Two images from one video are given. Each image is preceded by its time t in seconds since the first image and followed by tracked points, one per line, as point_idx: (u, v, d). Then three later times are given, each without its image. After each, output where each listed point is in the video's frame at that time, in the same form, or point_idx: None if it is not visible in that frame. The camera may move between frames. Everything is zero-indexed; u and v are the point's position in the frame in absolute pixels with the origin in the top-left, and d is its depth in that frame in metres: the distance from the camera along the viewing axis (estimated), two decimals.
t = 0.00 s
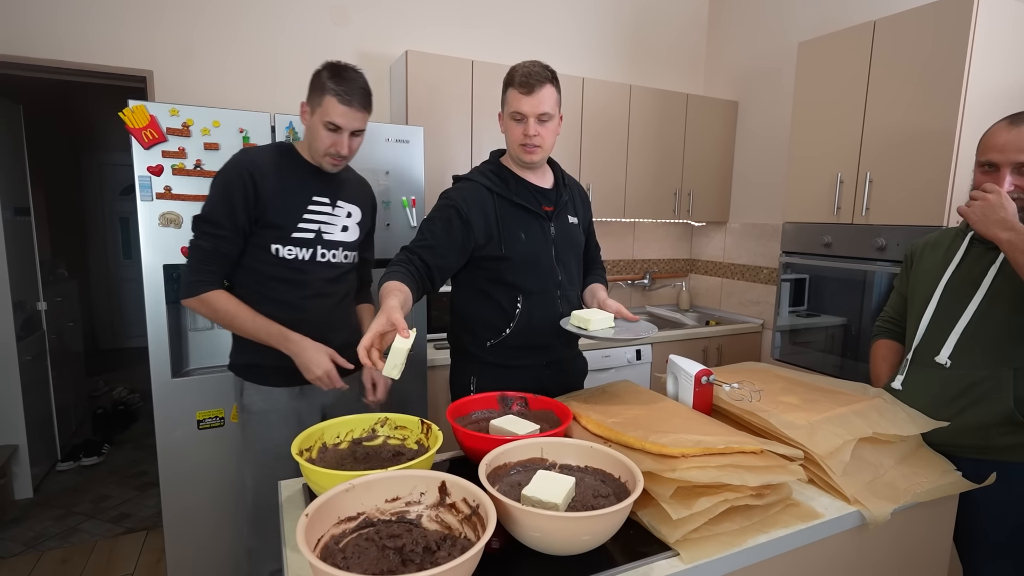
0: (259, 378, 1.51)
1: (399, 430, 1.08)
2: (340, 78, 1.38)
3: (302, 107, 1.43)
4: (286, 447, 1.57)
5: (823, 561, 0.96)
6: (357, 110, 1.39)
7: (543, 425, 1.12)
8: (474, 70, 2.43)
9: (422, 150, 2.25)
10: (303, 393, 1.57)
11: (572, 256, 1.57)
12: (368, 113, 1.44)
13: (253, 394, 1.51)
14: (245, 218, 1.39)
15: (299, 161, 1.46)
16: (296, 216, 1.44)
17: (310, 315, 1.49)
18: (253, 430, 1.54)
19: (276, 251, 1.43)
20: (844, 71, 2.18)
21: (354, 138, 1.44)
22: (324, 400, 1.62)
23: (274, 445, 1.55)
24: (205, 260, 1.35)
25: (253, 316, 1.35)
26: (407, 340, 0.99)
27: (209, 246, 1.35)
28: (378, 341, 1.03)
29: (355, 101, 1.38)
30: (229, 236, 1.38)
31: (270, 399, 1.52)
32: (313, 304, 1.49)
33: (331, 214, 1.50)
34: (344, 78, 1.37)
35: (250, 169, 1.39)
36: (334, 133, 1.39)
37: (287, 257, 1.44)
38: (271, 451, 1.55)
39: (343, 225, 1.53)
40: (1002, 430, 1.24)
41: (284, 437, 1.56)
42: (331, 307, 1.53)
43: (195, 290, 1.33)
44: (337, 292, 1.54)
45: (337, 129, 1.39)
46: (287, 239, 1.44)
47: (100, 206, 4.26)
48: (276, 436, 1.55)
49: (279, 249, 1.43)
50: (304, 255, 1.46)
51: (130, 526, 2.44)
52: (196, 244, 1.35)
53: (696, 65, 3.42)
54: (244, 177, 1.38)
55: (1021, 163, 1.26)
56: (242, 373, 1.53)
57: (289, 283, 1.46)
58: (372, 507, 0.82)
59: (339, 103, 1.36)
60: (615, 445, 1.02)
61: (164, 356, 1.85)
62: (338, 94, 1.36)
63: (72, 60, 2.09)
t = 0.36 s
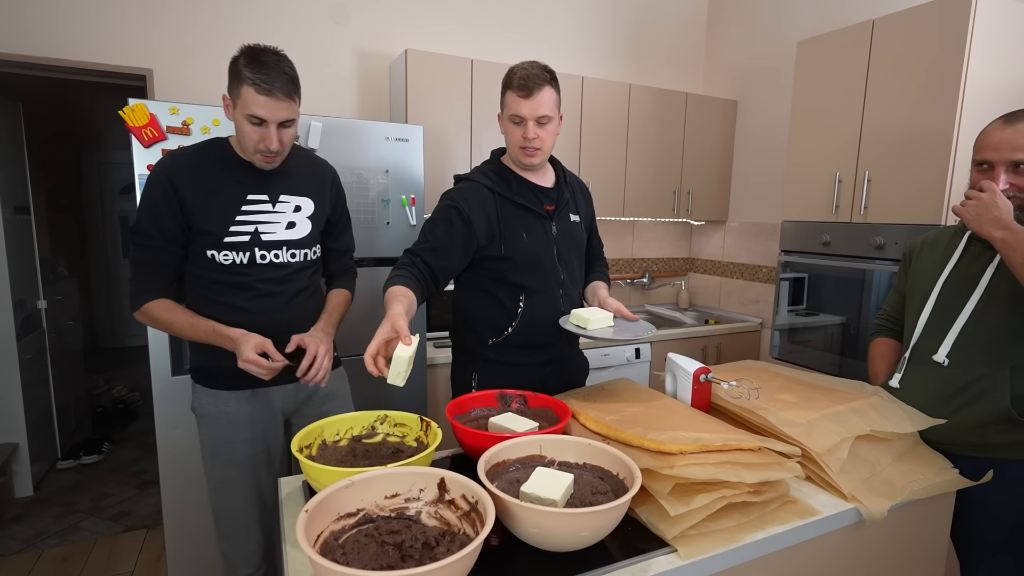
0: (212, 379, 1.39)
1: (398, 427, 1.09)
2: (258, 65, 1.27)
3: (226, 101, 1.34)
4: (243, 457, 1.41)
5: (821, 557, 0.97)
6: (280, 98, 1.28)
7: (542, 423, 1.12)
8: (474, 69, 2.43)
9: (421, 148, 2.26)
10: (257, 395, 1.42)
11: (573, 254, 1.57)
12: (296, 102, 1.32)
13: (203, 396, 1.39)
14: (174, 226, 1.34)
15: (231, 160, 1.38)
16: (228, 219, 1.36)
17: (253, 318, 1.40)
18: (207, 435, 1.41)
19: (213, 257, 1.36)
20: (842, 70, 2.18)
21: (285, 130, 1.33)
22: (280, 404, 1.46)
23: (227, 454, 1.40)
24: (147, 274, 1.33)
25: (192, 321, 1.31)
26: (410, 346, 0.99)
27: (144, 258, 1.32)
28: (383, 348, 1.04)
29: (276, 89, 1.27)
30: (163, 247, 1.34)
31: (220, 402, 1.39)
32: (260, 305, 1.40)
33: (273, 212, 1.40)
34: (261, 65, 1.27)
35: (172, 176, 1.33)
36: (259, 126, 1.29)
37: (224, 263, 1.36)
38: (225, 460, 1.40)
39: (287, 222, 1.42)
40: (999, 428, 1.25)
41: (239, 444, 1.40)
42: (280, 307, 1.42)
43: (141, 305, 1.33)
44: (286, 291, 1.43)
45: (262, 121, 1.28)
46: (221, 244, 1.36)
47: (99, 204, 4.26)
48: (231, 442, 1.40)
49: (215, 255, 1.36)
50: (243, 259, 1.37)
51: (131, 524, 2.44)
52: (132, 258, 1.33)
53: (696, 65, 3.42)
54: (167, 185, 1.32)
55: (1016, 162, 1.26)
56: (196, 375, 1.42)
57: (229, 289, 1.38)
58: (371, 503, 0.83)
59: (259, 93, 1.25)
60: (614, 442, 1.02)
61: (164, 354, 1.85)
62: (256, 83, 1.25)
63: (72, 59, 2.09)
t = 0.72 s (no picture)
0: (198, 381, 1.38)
1: (398, 427, 1.09)
2: (243, 74, 1.19)
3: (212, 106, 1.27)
4: (234, 459, 1.39)
5: (818, 555, 0.97)
6: (266, 111, 1.21)
7: (541, 422, 1.13)
8: (473, 69, 2.43)
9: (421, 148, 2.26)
10: (247, 398, 1.39)
11: (582, 254, 1.57)
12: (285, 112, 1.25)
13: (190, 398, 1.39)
14: (163, 228, 1.31)
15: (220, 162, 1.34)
16: (215, 223, 1.33)
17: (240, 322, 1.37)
18: (199, 438, 1.39)
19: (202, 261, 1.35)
20: (840, 70, 2.19)
21: (273, 140, 1.27)
22: (272, 407, 1.43)
23: (217, 457, 1.38)
24: (136, 275, 1.30)
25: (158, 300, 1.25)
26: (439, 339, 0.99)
27: (131, 259, 1.30)
28: (415, 345, 1.06)
29: (261, 102, 1.20)
30: (150, 249, 1.31)
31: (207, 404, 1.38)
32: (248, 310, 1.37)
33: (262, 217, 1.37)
34: (246, 75, 1.19)
35: (158, 177, 1.30)
36: (246, 138, 1.23)
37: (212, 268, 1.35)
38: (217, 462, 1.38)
39: (278, 227, 1.39)
40: (994, 427, 1.25)
41: (229, 448, 1.38)
42: (268, 313, 1.39)
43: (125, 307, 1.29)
44: (276, 296, 1.40)
45: (248, 134, 1.23)
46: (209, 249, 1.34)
47: (99, 205, 4.26)
48: (220, 446, 1.38)
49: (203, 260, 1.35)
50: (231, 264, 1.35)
51: (132, 523, 2.45)
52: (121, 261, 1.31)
53: (695, 64, 3.43)
54: (154, 186, 1.29)
55: (1005, 160, 1.27)
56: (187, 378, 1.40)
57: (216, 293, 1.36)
58: (371, 502, 0.83)
59: (244, 106, 1.19)
60: (613, 441, 1.03)
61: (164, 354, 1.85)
62: (240, 96, 1.18)
63: (72, 60, 2.10)
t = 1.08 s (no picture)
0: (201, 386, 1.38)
1: (397, 426, 1.10)
2: (315, 90, 1.11)
3: (268, 112, 1.18)
4: (238, 468, 1.39)
5: (815, 553, 0.98)
6: (332, 134, 1.14)
7: (539, 421, 1.13)
8: (471, 69, 2.44)
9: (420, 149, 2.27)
10: (254, 406, 1.38)
11: (593, 255, 1.56)
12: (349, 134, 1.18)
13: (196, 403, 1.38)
14: (186, 222, 1.23)
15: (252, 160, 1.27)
16: (240, 224, 1.26)
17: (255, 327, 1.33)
18: (206, 445, 1.40)
19: (219, 261, 1.27)
20: (838, 70, 2.19)
21: (329, 158, 1.20)
22: (281, 415, 1.42)
23: (224, 465, 1.38)
24: (154, 268, 1.21)
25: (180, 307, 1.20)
26: (493, 320, 1.18)
27: (147, 251, 1.21)
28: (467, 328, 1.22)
29: (331, 124, 1.12)
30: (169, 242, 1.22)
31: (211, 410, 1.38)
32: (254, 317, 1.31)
33: (288, 223, 1.31)
34: (318, 93, 1.10)
35: (190, 170, 1.23)
36: (303, 154, 1.16)
37: (229, 269, 1.27)
38: (223, 470, 1.38)
39: (302, 235, 1.33)
40: (990, 426, 1.25)
41: (235, 456, 1.38)
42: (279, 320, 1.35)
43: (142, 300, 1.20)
44: (291, 304, 1.35)
45: (308, 152, 1.15)
46: (229, 250, 1.26)
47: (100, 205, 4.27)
48: (225, 454, 1.38)
49: (220, 260, 1.27)
50: (249, 268, 1.28)
51: (132, 523, 2.46)
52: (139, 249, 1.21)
53: (693, 65, 3.43)
54: (183, 179, 1.22)
55: (994, 158, 1.29)
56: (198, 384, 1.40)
57: (230, 296, 1.29)
58: (371, 501, 0.84)
59: (312, 127, 1.11)
60: (611, 441, 1.03)
61: (162, 355, 1.85)
62: (310, 116, 1.10)
63: (71, 61, 2.10)
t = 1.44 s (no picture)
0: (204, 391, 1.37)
1: (395, 426, 1.10)
2: (355, 95, 1.09)
3: (306, 113, 1.17)
4: (234, 479, 1.33)
5: (812, 552, 0.98)
6: (369, 141, 1.13)
7: (537, 421, 1.14)
8: (469, 69, 2.44)
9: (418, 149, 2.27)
10: (259, 412, 1.34)
11: (602, 256, 1.55)
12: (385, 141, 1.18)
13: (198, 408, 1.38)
14: (212, 218, 1.23)
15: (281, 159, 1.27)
16: (264, 223, 1.25)
17: (272, 330, 1.31)
18: (208, 448, 1.36)
19: (239, 259, 1.26)
20: (836, 69, 2.20)
21: (363, 163, 1.20)
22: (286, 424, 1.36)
23: (220, 474, 1.33)
24: (180, 262, 1.21)
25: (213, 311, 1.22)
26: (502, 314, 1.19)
27: (175, 246, 1.21)
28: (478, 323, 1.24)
29: (369, 132, 1.11)
30: (196, 237, 1.22)
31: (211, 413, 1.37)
32: (269, 318, 1.30)
33: (312, 226, 1.30)
34: (359, 101, 1.09)
35: (221, 165, 1.23)
36: (338, 159, 1.16)
37: (249, 268, 1.27)
38: (220, 479, 1.33)
39: (325, 239, 1.32)
40: (986, 424, 1.26)
41: (233, 465, 1.33)
42: (294, 323, 1.33)
43: (167, 296, 1.19)
44: (305, 306, 1.34)
45: (344, 157, 1.15)
46: (250, 247, 1.26)
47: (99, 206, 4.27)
48: (224, 461, 1.33)
49: (241, 258, 1.26)
50: (268, 268, 1.27)
51: (132, 524, 2.46)
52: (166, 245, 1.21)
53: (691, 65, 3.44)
54: (214, 174, 1.22)
55: (983, 156, 1.31)
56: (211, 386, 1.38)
57: (248, 294, 1.29)
58: (368, 501, 0.84)
59: (351, 133, 1.10)
60: (608, 440, 1.03)
61: (161, 356, 1.86)
62: (350, 122, 1.09)
63: (69, 62, 2.11)
